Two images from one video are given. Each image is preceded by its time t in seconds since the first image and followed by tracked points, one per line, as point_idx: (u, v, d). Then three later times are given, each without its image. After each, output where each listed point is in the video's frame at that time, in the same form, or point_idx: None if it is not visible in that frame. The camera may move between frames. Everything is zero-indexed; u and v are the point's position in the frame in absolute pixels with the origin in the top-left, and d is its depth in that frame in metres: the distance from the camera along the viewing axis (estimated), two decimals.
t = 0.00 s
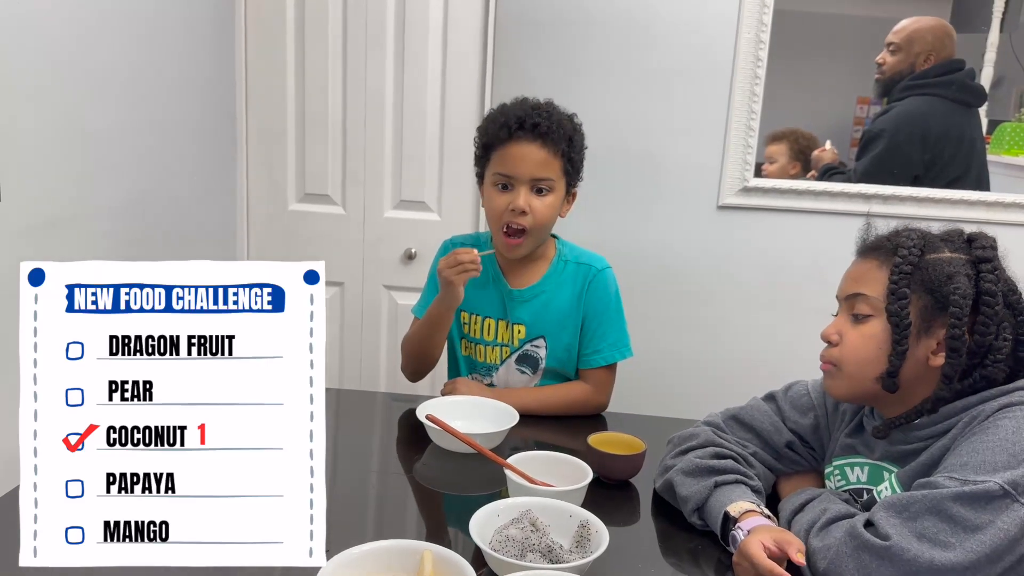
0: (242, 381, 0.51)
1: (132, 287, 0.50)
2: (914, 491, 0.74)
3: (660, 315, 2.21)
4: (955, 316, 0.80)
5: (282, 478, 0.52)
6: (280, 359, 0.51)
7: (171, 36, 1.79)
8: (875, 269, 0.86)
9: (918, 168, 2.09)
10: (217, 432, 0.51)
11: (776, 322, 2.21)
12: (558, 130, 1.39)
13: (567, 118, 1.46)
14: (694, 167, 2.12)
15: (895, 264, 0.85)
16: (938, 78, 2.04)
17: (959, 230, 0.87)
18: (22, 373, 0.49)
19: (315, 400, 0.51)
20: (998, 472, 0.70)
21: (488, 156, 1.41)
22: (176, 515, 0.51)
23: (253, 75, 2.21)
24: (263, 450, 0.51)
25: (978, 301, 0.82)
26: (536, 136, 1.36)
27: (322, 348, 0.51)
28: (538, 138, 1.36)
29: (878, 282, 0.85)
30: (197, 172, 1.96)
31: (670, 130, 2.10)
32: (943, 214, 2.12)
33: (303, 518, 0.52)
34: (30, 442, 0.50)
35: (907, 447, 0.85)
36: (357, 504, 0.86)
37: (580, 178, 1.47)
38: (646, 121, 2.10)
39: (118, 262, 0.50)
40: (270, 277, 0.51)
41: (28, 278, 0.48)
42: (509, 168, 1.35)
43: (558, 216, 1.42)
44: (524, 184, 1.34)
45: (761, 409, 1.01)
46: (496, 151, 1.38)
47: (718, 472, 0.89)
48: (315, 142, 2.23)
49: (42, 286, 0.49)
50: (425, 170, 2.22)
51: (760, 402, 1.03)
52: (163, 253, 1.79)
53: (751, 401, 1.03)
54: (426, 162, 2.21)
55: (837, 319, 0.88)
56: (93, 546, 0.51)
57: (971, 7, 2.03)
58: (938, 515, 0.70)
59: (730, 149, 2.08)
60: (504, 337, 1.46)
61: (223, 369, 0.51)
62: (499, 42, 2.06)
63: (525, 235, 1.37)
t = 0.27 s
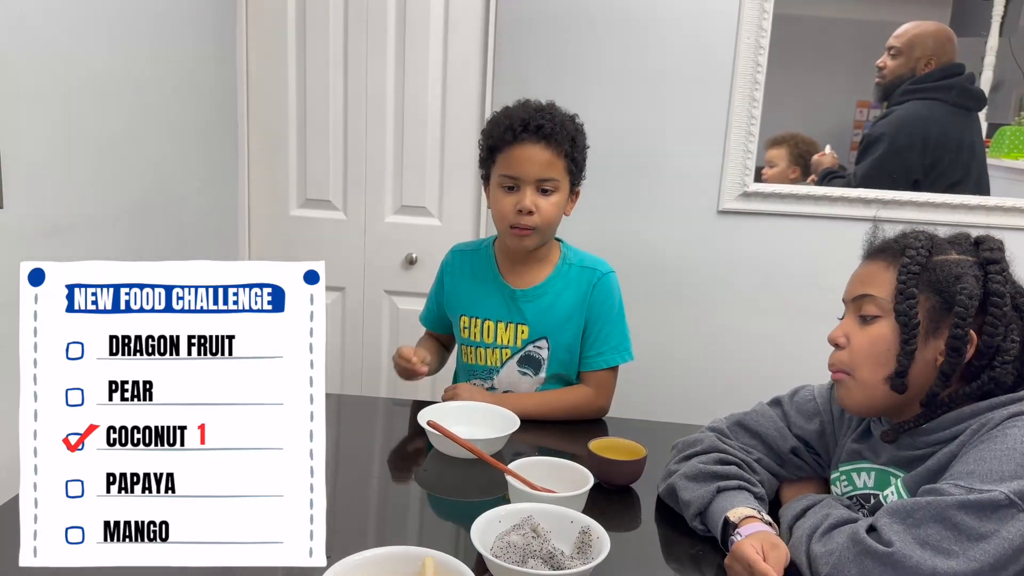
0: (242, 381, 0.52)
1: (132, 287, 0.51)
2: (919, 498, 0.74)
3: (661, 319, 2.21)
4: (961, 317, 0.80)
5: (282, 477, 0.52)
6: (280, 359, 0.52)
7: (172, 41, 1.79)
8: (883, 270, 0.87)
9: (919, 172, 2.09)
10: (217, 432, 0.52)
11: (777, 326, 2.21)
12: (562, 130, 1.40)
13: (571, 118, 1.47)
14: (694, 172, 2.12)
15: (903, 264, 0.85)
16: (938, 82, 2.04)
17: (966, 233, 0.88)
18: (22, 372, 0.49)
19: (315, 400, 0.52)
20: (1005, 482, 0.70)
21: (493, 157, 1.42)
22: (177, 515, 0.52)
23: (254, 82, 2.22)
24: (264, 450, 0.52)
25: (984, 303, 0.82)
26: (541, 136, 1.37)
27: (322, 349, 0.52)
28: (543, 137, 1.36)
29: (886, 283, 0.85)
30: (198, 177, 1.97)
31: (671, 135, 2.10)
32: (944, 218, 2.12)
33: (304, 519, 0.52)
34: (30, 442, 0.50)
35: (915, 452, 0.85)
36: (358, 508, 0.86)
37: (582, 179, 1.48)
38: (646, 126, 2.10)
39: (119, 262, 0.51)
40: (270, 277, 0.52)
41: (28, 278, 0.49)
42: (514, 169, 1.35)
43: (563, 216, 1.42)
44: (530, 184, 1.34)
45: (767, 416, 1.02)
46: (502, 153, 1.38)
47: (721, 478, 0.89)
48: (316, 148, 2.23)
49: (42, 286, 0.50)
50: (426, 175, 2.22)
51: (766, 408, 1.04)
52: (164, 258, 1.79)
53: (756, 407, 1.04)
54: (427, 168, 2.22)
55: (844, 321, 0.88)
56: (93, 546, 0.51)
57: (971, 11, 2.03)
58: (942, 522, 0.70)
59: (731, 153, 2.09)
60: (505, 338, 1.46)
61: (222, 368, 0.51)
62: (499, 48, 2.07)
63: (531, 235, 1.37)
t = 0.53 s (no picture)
0: (242, 381, 0.52)
1: (132, 287, 0.51)
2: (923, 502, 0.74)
3: (662, 320, 2.21)
4: (970, 325, 0.81)
5: (282, 477, 0.52)
6: (280, 359, 0.52)
7: (173, 44, 1.79)
8: (886, 280, 0.86)
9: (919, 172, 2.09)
10: (217, 432, 0.52)
11: (779, 327, 2.21)
12: (555, 128, 1.40)
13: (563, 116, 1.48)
14: (695, 173, 2.12)
15: (906, 273, 0.85)
16: (938, 82, 2.04)
17: (967, 237, 0.88)
18: (22, 372, 0.50)
19: (315, 400, 0.52)
20: (1009, 487, 0.70)
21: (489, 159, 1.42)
22: (176, 515, 0.52)
23: (255, 85, 2.22)
24: (264, 451, 0.52)
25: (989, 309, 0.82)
26: (534, 134, 1.37)
27: (322, 350, 0.52)
28: (537, 135, 1.37)
29: (890, 293, 0.85)
30: (200, 180, 1.97)
31: (672, 136, 2.11)
32: (945, 219, 2.12)
33: (304, 519, 0.52)
34: (30, 443, 0.50)
35: (923, 457, 0.85)
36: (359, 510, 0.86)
37: (576, 177, 1.49)
38: (647, 127, 2.11)
39: (119, 262, 0.51)
40: (270, 278, 0.52)
41: (28, 278, 0.49)
42: (510, 168, 1.35)
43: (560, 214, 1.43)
44: (527, 182, 1.34)
45: (775, 419, 1.02)
46: (497, 153, 1.39)
47: (726, 480, 0.89)
48: (317, 151, 2.24)
49: (42, 286, 0.50)
50: (427, 178, 2.22)
51: (775, 411, 1.04)
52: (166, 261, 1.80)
53: (766, 410, 1.04)
54: (428, 171, 2.22)
55: (850, 332, 0.88)
56: (93, 546, 0.51)
57: (971, 11, 2.03)
58: (945, 526, 0.70)
59: (731, 154, 2.09)
60: (506, 336, 1.47)
61: (222, 368, 0.52)
62: (500, 50, 2.08)
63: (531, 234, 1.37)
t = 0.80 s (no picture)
0: (242, 381, 0.52)
1: (132, 287, 0.51)
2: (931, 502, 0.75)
3: (663, 319, 2.21)
4: (974, 329, 0.81)
5: (282, 477, 0.52)
6: (279, 359, 0.52)
7: (173, 45, 1.80)
8: (893, 282, 0.86)
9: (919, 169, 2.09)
10: (217, 432, 0.52)
11: (779, 325, 2.22)
12: (549, 124, 1.41)
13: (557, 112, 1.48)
14: (695, 171, 2.12)
15: (911, 275, 0.85)
16: (937, 79, 2.04)
17: (977, 236, 0.87)
18: (22, 372, 0.50)
19: (315, 400, 0.52)
20: (1017, 489, 0.70)
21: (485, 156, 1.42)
22: (176, 515, 0.52)
23: (255, 85, 2.22)
24: (265, 450, 0.52)
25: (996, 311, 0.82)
26: (528, 129, 1.37)
27: (322, 350, 0.52)
28: (531, 130, 1.37)
29: (896, 295, 0.85)
30: (201, 181, 1.97)
31: (672, 134, 2.11)
32: (945, 216, 2.12)
33: (304, 518, 0.52)
34: (30, 443, 0.51)
35: (933, 458, 0.86)
36: (361, 509, 0.87)
37: (572, 172, 1.49)
38: (647, 126, 2.11)
39: (118, 263, 0.51)
40: (270, 278, 0.52)
41: (28, 278, 0.49)
42: (506, 164, 1.36)
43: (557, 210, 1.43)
44: (523, 177, 1.35)
45: (785, 418, 1.02)
46: (493, 150, 1.39)
47: (733, 478, 0.90)
48: (317, 151, 2.24)
49: (42, 286, 0.50)
50: (427, 177, 2.23)
51: (785, 410, 1.04)
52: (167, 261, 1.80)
53: (776, 408, 1.04)
54: (428, 170, 2.22)
55: (857, 334, 0.89)
56: (93, 546, 0.52)
57: (971, 9, 2.03)
58: (951, 527, 0.71)
59: (731, 152, 2.09)
60: (509, 332, 1.47)
61: (222, 368, 0.52)
62: (499, 50, 2.08)
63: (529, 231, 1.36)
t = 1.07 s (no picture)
0: (243, 381, 0.52)
1: (132, 287, 0.51)
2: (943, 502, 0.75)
3: (663, 315, 2.21)
4: (984, 333, 0.80)
5: (282, 477, 0.52)
6: (280, 359, 0.52)
7: (173, 44, 1.80)
8: (908, 282, 0.87)
9: (918, 165, 2.09)
10: (217, 432, 0.52)
11: (780, 321, 2.22)
12: (550, 123, 1.41)
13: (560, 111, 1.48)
14: (695, 168, 2.12)
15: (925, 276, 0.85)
16: (937, 74, 2.04)
17: (998, 236, 0.86)
18: (22, 372, 0.50)
19: (315, 400, 0.52)
20: None
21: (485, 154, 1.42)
22: (176, 515, 0.52)
23: (254, 84, 2.22)
24: (266, 451, 0.52)
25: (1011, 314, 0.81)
26: (529, 128, 1.37)
27: (322, 351, 0.52)
28: (532, 129, 1.37)
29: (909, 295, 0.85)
30: (200, 180, 1.97)
31: (672, 131, 2.11)
32: (946, 212, 2.12)
33: (304, 519, 0.52)
34: (30, 443, 0.51)
35: (948, 458, 0.85)
36: (362, 507, 0.87)
37: (573, 171, 1.49)
38: (647, 123, 2.11)
39: (118, 263, 0.51)
40: (270, 278, 0.52)
41: (28, 278, 0.49)
42: (507, 163, 1.36)
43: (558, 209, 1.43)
44: (524, 176, 1.34)
45: (795, 415, 1.02)
46: (494, 148, 1.39)
47: (742, 477, 0.90)
48: (317, 149, 2.24)
49: (42, 286, 0.50)
50: (427, 175, 2.22)
51: (795, 406, 1.04)
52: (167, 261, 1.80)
53: (786, 405, 1.04)
54: (428, 168, 2.22)
55: (872, 334, 0.89)
56: (93, 546, 0.52)
57: (971, 4, 2.03)
58: (961, 528, 0.71)
59: (731, 149, 2.09)
60: (507, 329, 1.47)
61: (223, 368, 0.52)
62: (498, 47, 2.07)
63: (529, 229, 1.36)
